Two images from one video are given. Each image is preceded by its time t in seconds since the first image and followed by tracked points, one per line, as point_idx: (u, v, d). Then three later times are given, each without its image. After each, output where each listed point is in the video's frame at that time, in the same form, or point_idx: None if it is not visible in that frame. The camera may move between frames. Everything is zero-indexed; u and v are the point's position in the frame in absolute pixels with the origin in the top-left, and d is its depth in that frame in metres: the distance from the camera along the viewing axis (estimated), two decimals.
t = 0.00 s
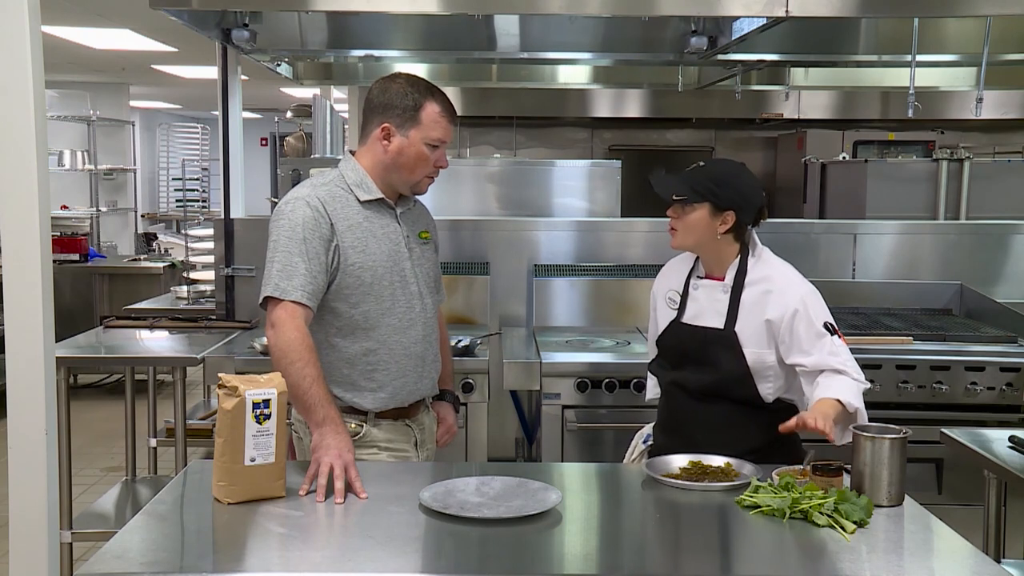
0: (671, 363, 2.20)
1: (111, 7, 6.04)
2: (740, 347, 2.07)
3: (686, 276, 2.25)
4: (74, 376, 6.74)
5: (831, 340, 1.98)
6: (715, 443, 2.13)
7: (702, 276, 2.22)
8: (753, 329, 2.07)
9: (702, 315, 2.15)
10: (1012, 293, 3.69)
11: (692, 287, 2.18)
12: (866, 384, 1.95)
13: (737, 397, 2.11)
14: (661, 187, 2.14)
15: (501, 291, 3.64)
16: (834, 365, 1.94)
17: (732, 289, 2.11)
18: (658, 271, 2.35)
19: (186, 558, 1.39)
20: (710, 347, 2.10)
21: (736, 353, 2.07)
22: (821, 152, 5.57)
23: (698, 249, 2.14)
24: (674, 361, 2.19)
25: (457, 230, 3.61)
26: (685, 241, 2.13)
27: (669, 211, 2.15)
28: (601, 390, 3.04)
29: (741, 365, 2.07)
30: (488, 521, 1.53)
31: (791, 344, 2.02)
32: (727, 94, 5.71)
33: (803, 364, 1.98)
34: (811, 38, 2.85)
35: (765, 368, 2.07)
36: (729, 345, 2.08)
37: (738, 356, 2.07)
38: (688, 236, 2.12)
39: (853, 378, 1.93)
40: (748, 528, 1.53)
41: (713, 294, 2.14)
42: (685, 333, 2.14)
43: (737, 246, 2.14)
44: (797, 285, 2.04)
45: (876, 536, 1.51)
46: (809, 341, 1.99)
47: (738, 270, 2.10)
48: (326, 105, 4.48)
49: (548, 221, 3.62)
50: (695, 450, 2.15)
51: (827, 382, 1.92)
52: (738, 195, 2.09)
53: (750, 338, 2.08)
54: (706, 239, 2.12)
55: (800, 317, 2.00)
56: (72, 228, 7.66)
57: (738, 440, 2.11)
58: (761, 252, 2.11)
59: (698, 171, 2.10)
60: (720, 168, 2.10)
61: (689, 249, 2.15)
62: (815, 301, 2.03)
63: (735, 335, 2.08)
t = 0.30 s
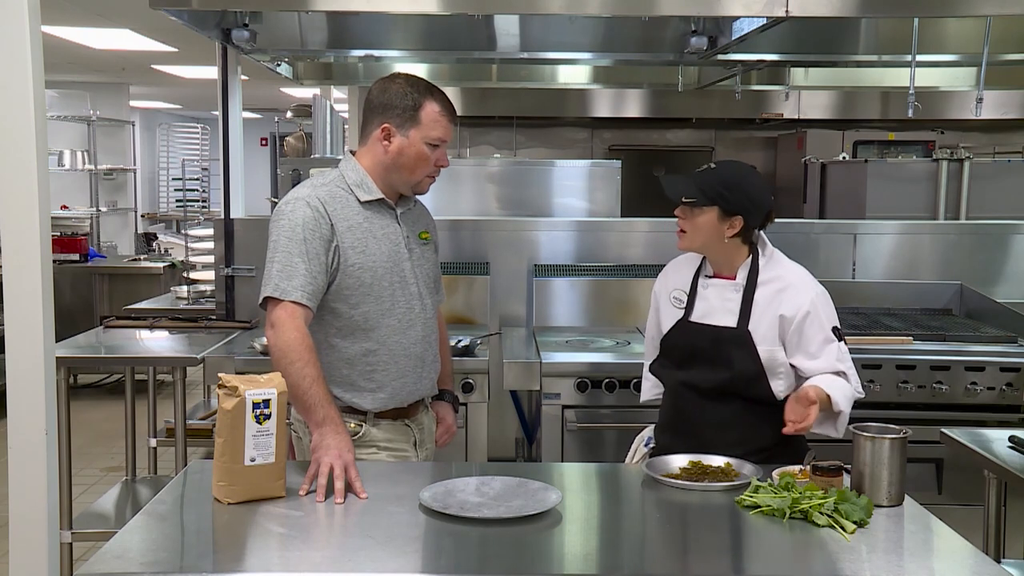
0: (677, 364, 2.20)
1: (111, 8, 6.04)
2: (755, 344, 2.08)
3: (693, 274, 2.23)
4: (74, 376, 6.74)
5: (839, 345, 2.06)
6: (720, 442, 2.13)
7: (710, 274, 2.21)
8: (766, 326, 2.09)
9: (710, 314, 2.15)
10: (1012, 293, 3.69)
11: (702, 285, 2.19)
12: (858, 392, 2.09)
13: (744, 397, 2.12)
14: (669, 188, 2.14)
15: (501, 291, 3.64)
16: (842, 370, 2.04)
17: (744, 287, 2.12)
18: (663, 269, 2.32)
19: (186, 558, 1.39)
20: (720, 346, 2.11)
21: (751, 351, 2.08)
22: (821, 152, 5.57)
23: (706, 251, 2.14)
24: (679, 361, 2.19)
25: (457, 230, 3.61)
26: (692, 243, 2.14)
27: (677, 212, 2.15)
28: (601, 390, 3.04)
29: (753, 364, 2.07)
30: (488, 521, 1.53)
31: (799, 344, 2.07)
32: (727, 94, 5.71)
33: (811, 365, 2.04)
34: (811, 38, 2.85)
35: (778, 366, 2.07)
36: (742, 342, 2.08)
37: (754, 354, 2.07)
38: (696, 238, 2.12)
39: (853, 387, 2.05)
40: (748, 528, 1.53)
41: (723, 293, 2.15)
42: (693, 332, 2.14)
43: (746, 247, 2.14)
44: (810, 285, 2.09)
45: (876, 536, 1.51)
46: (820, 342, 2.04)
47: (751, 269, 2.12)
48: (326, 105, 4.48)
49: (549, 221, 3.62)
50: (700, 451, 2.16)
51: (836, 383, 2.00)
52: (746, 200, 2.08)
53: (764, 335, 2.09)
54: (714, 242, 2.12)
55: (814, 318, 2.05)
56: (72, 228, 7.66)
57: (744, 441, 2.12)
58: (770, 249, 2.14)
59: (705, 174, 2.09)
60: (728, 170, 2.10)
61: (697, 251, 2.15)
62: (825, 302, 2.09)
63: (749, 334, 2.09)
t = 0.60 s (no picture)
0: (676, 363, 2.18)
1: (111, 8, 6.04)
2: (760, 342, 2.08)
3: (694, 274, 2.22)
4: (74, 376, 6.74)
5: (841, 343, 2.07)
6: (719, 442, 2.13)
7: (711, 273, 2.21)
8: (770, 324, 2.10)
9: (713, 313, 2.15)
10: (1012, 293, 3.69)
11: (704, 284, 2.18)
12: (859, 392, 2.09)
13: (745, 397, 2.12)
14: (674, 191, 2.12)
15: (501, 291, 3.65)
16: (843, 369, 2.05)
17: (748, 285, 2.13)
18: (660, 269, 2.32)
19: (186, 558, 1.39)
20: (721, 345, 2.10)
21: (755, 349, 2.08)
22: (821, 152, 5.57)
23: (710, 253, 2.14)
24: (679, 360, 2.17)
25: (457, 230, 3.61)
26: (696, 244, 2.13)
27: (681, 214, 2.15)
28: (600, 390, 3.04)
29: (756, 363, 2.07)
30: (489, 521, 1.53)
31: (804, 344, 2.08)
32: (727, 94, 5.71)
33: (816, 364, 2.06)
34: (811, 39, 2.85)
35: (782, 363, 2.09)
36: (746, 340, 2.08)
37: (759, 352, 2.08)
38: (701, 240, 2.12)
39: (853, 385, 2.06)
40: (749, 528, 1.53)
41: (726, 291, 2.15)
42: (694, 331, 2.13)
43: (748, 247, 2.15)
44: (814, 284, 2.11)
45: (876, 536, 1.51)
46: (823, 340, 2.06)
47: (754, 268, 2.13)
48: (327, 105, 4.48)
49: (549, 221, 3.62)
50: (700, 450, 2.15)
51: (838, 380, 2.01)
52: (751, 201, 2.08)
53: (769, 333, 2.10)
54: (718, 243, 2.12)
55: (817, 316, 2.07)
56: (72, 228, 7.66)
57: (744, 440, 2.12)
58: (770, 247, 2.16)
59: (709, 177, 2.09)
60: (731, 172, 2.09)
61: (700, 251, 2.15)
62: (828, 301, 2.11)
63: (754, 331, 2.09)
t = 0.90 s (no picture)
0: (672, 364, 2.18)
1: (111, 8, 6.04)
2: (757, 342, 2.09)
3: (690, 272, 2.22)
4: (74, 376, 6.74)
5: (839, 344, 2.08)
6: (719, 443, 2.13)
7: (707, 272, 2.21)
8: (768, 325, 2.11)
9: (711, 312, 2.15)
10: (1012, 293, 3.69)
11: (701, 283, 2.18)
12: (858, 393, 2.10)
13: (745, 396, 2.12)
14: (674, 189, 2.11)
15: (501, 290, 3.65)
16: (841, 368, 2.06)
17: (745, 284, 2.13)
18: (657, 269, 2.31)
19: (186, 559, 1.39)
20: (719, 344, 2.10)
21: (755, 348, 2.08)
22: (821, 152, 5.57)
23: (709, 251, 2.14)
24: (676, 360, 2.17)
25: (457, 230, 3.61)
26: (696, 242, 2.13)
27: (681, 212, 2.14)
28: (600, 390, 3.05)
29: (757, 361, 2.07)
30: (489, 521, 1.53)
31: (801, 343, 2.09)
32: (727, 94, 5.71)
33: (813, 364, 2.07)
34: (811, 38, 2.85)
35: (779, 363, 2.10)
36: (745, 339, 2.08)
37: (759, 352, 2.08)
38: (701, 238, 2.11)
39: (851, 385, 2.06)
40: (749, 528, 1.53)
41: (723, 290, 2.15)
42: (693, 330, 2.12)
43: (745, 246, 2.15)
44: (811, 284, 2.11)
45: (876, 536, 1.51)
46: (820, 339, 2.07)
47: (753, 267, 2.13)
48: (327, 105, 4.48)
49: (549, 221, 3.62)
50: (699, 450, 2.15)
51: (836, 378, 2.02)
52: (751, 200, 2.09)
53: (766, 333, 2.10)
54: (719, 241, 2.11)
55: (815, 316, 2.08)
56: (72, 228, 7.66)
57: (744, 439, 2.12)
58: (767, 247, 2.16)
59: (710, 176, 2.08)
60: (732, 171, 2.09)
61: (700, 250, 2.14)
62: (826, 301, 2.12)
63: (752, 330, 2.09)
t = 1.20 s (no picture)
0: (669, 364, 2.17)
1: (111, 8, 6.04)
2: (758, 341, 2.09)
3: (689, 272, 2.21)
4: (74, 376, 6.74)
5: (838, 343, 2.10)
6: (718, 443, 2.13)
7: (706, 273, 2.20)
8: (769, 324, 2.11)
9: (711, 312, 2.16)
10: (1012, 293, 3.69)
11: (700, 283, 2.18)
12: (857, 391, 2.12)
13: (745, 396, 2.12)
14: (683, 190, 2.09)
15: (501, 291, 3.65)
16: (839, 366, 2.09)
17: (745, 285, 2.14)
18: (654, 268, 2.31)
19: (186, 558, 1.39)
20: (720, 344, 2.10)
21: (757, 347, 2.08)
22: (821, 152, 5.57)
23: (718, 254, 2.14)
24: (674, 360, 2.16)
25: (456, 231, 3.61)
26: (706, 245, 2.12)
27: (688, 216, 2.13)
28: (600, 390, 3.04)
29: (758, 361, 2.07)
30: (489, 521, 1.53)
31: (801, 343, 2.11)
32: (727, 94, 5.71)
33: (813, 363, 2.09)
34: (811, 38, 2.85)
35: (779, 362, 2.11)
36: (745, 339, 2.09)
37: (759, 352, 2.08)
38: (713, 240, 2.11)
39: (850, 384, 2.08)
40: (749, 528, 1.53)
41: (723, 291, 2.16)
42: (692, 330, 2.12)
43: (747, 246, 2.16)
44: (811, 284, 2.13)
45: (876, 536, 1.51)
46: (820, 339, 2.09)
47: (752, 268, 2.13)
48: (326, 105, 4.48)
49: (550, 221, 3.62)
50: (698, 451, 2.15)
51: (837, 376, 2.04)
52: (756, 198, 2.09)
53: (767, 333, 2.11)
54: (729, 242, 2.12)
55: (815, 315, 2.10)
56: (72, 228, 7.66)
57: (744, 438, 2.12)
58: (766, 248, 2.17)
59: (719, 175, 2.07)
60: (739, 170, 2.09)
61: (709, 253, 2.14)
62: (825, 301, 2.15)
63: (753, 330, 2.10)
